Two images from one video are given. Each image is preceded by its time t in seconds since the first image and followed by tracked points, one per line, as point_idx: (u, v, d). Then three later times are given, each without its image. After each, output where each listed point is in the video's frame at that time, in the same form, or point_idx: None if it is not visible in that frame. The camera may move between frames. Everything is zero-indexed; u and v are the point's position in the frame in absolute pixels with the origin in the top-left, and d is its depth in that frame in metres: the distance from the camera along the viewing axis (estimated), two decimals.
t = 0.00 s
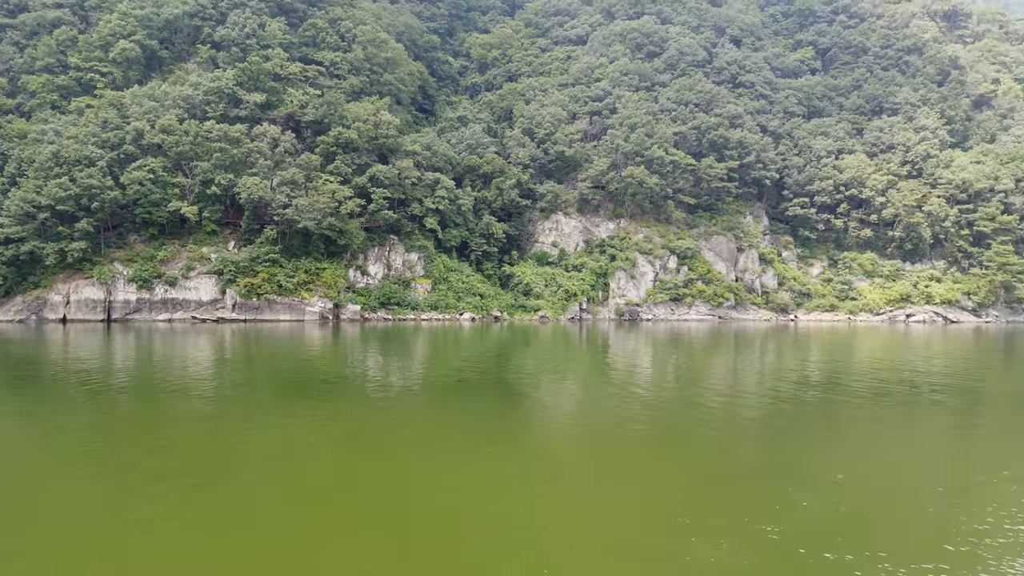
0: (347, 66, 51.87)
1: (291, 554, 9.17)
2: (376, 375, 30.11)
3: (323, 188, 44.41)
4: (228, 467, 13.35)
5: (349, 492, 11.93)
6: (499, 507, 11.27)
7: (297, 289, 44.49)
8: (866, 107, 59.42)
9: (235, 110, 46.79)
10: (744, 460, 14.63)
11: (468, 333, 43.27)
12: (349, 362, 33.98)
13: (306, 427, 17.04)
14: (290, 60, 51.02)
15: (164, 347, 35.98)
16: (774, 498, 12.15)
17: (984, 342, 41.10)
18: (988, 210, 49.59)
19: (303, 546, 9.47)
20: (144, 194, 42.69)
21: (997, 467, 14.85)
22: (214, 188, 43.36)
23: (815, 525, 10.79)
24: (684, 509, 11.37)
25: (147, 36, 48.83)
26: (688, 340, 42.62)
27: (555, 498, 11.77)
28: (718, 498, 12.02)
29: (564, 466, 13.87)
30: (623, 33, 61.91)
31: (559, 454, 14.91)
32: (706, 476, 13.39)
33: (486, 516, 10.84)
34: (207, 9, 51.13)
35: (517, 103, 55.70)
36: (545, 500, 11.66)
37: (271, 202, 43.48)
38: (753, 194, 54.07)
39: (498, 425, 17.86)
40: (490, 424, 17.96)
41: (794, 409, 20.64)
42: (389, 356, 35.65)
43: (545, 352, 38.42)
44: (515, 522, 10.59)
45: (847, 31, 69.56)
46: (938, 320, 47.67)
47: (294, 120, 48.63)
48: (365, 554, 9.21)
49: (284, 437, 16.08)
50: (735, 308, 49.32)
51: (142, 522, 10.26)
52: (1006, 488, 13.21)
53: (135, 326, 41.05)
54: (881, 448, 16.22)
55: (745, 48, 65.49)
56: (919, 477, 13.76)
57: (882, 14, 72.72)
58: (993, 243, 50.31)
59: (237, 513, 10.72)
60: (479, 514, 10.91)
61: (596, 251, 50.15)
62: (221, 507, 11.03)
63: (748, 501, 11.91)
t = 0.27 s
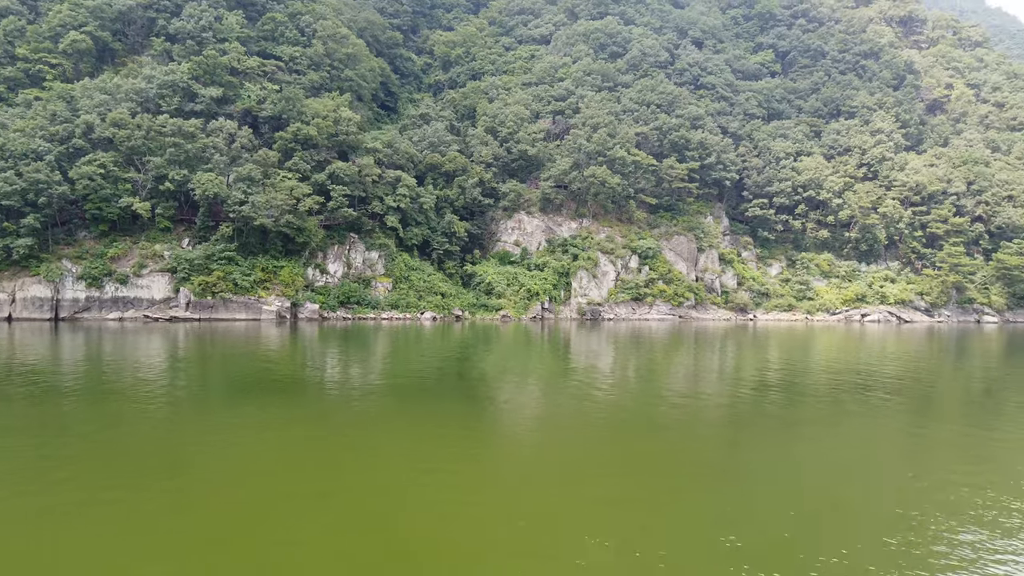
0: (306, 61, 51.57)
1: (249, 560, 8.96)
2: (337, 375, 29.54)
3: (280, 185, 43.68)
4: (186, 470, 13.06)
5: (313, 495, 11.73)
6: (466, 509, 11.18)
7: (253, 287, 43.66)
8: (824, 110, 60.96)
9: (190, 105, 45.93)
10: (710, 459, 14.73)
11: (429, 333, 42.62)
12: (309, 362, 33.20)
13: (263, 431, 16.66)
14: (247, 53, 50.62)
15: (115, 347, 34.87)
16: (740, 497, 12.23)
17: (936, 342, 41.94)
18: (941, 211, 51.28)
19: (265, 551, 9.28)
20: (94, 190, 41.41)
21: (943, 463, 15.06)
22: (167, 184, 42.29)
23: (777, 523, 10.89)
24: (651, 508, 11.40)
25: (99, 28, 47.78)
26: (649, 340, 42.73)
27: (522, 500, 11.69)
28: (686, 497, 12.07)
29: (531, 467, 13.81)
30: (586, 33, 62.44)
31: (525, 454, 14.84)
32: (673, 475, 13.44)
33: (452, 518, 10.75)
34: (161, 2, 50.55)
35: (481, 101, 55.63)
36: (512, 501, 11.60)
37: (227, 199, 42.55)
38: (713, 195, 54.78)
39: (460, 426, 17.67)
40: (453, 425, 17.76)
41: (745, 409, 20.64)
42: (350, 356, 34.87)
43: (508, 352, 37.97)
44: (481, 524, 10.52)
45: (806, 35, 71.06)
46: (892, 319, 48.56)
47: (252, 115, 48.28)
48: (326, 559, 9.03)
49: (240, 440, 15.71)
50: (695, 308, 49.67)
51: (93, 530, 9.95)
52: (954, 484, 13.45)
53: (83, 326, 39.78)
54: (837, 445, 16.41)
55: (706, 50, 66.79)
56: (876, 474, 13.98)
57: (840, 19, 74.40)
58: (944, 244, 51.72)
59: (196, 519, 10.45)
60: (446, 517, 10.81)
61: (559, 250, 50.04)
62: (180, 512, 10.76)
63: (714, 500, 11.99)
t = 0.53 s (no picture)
0: (264, 55, 50.98)
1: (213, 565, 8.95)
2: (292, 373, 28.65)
3: (236, 181, 42.81)
4: (145, 472, 12.89)
5: (281, 496, 11.71)
6: (442, 510, 11.26)
7: (208, 286, 42.66)
8: (783, 112, 62.38)
9: (141, 98, 44.88)
10: (674, 457, 14.88)
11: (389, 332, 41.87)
12: (266, 360, 32.20)
13: (219, 430, 16.37)
14: (202, 47, 49.97)
15: (63, 346, 33.67)
16: (705, 496, 12.42)
17: (890, 341, 42.80)
18: (894, 212, 52.75)
19: (228, 555, 9.25)
20: (40, 184, 40.16)
21: (890, 463, 15.19)
22: (117, 179, 41.17)
23: (737, 522, 11.09)
24: (616, 508, 11.55)
25: (46, 18, 46.43)
26: (611, 338, 42.88)
27: (489, 499, 11.78)
28: (650, 497, 12.21)
29: (496, 466, 13.84)
30: (549, 32, 62.72)
31: (489, 452, 14.83)
32: (638, 474, 13.58)
33: (417, 519, 10.80)
34: None
35: (443, 98, 55.46)
36: (477, 501, 11.66)
37: (180, 195, 41.52)
38: (674, 194, 55.32)
39: (420, 424, 17.51)
40: (413, 423, 17.61)
41: (690, 407, 20.66)
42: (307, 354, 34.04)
43: (468, 352, 37.16)
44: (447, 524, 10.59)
45: (765, 38, 72.41)
46: (847, 318, 49.40)
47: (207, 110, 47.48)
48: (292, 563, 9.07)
49: (199, 439, 15.49)
50: (656, 307, 50.01)
51: (53, 534, 9.86)
52: (902, 483, 13.60)
53: (29, 325, 38.35)
54: (788, 443, 16.50)
55: (667, 50, 67.71)
56: (834, 472, 14.16)
57: (798, 22, 75.95)
58: (898, 244, 52.94)
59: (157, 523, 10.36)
60: (412, 517, 10.85)
61: (520, 249, 49.93)
62: (142, 516, 10.67)
63: (678, 499, 12.16)
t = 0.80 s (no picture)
0: (223, 51, 50.18)
1: (165, 564, 8.85)
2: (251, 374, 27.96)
3: (193, 179, 41.94)
4: (101, 474, 12.66)
5: (240, 496, 11.58)
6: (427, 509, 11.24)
7: (164, 285, 41.68)
8: (746, 114, 63.34)
9: (95, 93, 43.77)
10: (638, 456, 14.92)
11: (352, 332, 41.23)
12: (225, 360, 31.49)
13: (176, 431, 16.07)
14: (158, 41, 48.90)
15: (12, 347, 32.55)
16: (673, 493, 12.53)
17: (850, 339, 43.43)
18: (854, 213, 53.69)
19: (182, 556, 9.14)
20: None
21: (846, 460, 15.31)
22: (69, 176, 40.06)
23: (694, 519, 11.17)
24: (599, 507, 11.57)
25: None
26: (575, 338, 42.90)
27: (450, 498, 11.76)
28: (612, 495, 12.26)
29: (460, 465, 13.79)
30: (515, 31, 62.83)
31: (461, 451, 14.81)
32: (602, 472, 13.62)
33: (378, 519, 10.74)
34: None
35: (408, 96, 55.16)
36: (439, 501, 11.62)
37: (135, 192, 40.52)
38: (638, 195, 55.62)
39: (389, 424, 17.34)
40: (377, 423, 17.43)
41: (641, 405, 20.70)
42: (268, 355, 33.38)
43: (433, 352, 36.79)
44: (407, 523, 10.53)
45: (729, 40, 73.47)
46: (808, 317, 50.10)
47: (164, 105, 46.61)
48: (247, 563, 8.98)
49: (157, 441, 15.22)
50: (621, 306, 50.20)
51: (18, 534, 9.76)
52: (854, 482, 13.65)
53: None
54: (741, 442, 16.55)
55: (633, 51, 68.24)
56: (790, 469, 14.26)
57: (761, 24, 77.22)
58: (857, 244, 53.87)
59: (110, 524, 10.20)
60: (373, 517, 10.79)
61: (485, 248, 49.74)
62: (120, 513, 10.61)
63: (640, 497, 12.22)
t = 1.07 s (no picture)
0: (190, 46, 49.47)
1: (123, 569, 8.51)
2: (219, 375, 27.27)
3: (159, 175, 41.14)
4: (63, 476, 12.28)
5: (206, 498, 11.23)
6: (415, 507, 11.03)
7: (128, 284, 40.80)
8: (718, 113, 63.84)
9: (57, 88, 42.80)
10: (624, 453, 14.74)
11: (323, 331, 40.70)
12: (191, 360, 30.85)
13: (141, 432, 15.68)
14: (122, 35, 48.06)
15: None
16: (663, 490, 12.39)
17: (821, 337, 43.85)
18: (825, 212, 54.37)
19: (163, 556, 8.92)
20: None
21: (821, 454, 15.27)
22: (29, 172, 39.12)
23: (674, 515, 10.97)
24: (589, 505, 11.40)
25: None
26: (549, 336, 42.82)
27: (423, 498, 11.44)
28: (587, 493, 12.02)
29: (435, 464, 13.49)
30: (488, 29, 62.80)
31: (448, 450, 14.56)
32: (579, 471, 13.37)
33: (349, 519, 10.45)
34: None
35: (380, 93, 54.77)
36: (411, 500, 11.32)
37: (98, 188, 39.63)
38: (612, 193, 55.70)
39: (374, 423, 17.05)
40: (355, 422, 17.11)
41: (604, 403, 20.64)
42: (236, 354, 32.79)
43: (406, 350, 36.64)
44: (383, 523, 10.27)
45: (701, 39, 74.06)
46: (780, 315, 50.47)
47: (128, 100, 45.69)
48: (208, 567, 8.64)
49: (127, 442, 14.81)
50: (594, 305, 50.22)
51: None
52: (824, 475, 13.55)
53: None
54: (709, 438, 16.40)
55: (606, 50, 68.43)
56: (765, 466, 14.08)
57: (733, 24, 77.92)
58: (828, 243, 54.44)
59: (67, 528, 9.83)
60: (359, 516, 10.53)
61: (458, 246, 49.49)
62: (102, 516, 10.31)
63: (629, 494, 12.07)
